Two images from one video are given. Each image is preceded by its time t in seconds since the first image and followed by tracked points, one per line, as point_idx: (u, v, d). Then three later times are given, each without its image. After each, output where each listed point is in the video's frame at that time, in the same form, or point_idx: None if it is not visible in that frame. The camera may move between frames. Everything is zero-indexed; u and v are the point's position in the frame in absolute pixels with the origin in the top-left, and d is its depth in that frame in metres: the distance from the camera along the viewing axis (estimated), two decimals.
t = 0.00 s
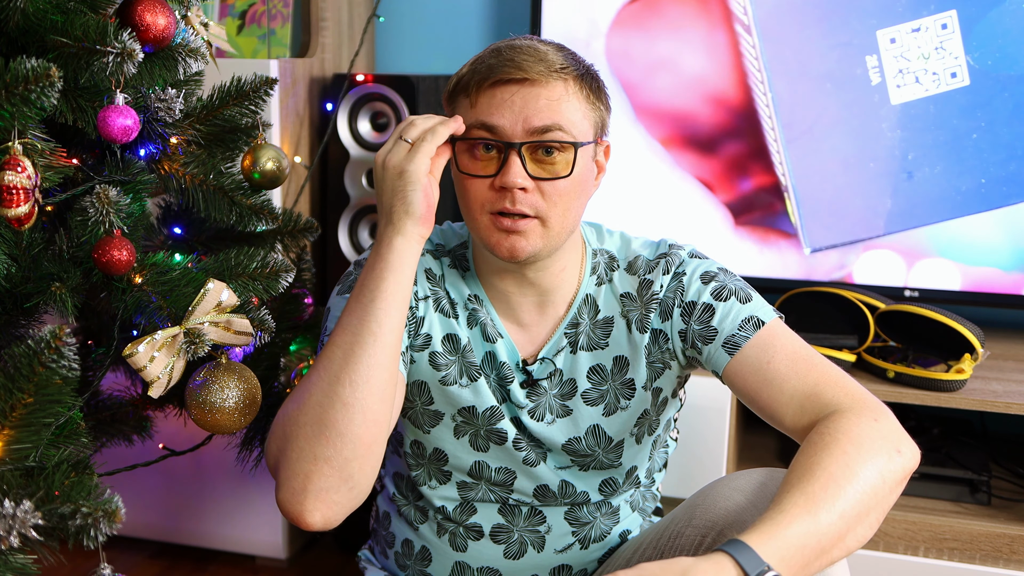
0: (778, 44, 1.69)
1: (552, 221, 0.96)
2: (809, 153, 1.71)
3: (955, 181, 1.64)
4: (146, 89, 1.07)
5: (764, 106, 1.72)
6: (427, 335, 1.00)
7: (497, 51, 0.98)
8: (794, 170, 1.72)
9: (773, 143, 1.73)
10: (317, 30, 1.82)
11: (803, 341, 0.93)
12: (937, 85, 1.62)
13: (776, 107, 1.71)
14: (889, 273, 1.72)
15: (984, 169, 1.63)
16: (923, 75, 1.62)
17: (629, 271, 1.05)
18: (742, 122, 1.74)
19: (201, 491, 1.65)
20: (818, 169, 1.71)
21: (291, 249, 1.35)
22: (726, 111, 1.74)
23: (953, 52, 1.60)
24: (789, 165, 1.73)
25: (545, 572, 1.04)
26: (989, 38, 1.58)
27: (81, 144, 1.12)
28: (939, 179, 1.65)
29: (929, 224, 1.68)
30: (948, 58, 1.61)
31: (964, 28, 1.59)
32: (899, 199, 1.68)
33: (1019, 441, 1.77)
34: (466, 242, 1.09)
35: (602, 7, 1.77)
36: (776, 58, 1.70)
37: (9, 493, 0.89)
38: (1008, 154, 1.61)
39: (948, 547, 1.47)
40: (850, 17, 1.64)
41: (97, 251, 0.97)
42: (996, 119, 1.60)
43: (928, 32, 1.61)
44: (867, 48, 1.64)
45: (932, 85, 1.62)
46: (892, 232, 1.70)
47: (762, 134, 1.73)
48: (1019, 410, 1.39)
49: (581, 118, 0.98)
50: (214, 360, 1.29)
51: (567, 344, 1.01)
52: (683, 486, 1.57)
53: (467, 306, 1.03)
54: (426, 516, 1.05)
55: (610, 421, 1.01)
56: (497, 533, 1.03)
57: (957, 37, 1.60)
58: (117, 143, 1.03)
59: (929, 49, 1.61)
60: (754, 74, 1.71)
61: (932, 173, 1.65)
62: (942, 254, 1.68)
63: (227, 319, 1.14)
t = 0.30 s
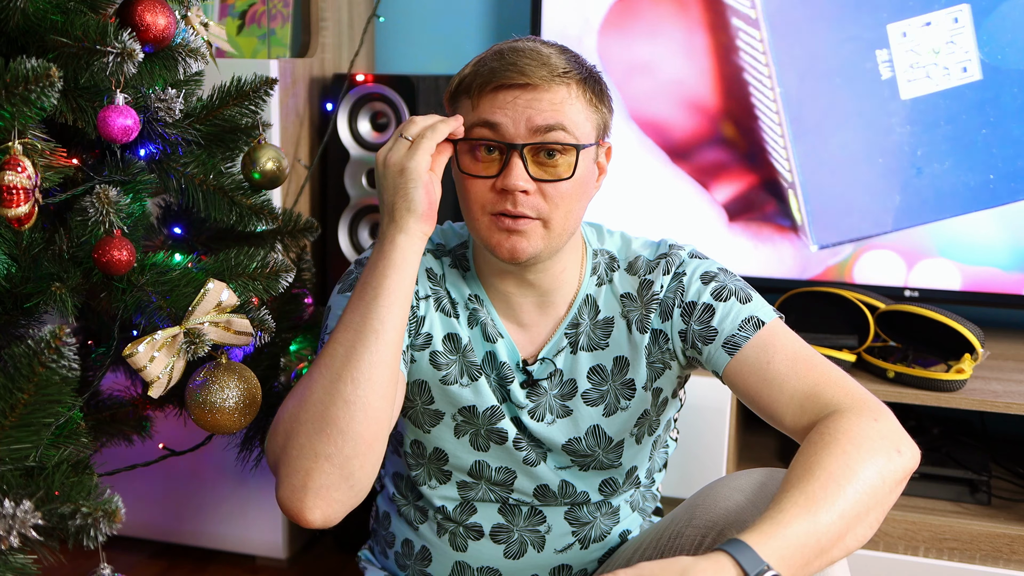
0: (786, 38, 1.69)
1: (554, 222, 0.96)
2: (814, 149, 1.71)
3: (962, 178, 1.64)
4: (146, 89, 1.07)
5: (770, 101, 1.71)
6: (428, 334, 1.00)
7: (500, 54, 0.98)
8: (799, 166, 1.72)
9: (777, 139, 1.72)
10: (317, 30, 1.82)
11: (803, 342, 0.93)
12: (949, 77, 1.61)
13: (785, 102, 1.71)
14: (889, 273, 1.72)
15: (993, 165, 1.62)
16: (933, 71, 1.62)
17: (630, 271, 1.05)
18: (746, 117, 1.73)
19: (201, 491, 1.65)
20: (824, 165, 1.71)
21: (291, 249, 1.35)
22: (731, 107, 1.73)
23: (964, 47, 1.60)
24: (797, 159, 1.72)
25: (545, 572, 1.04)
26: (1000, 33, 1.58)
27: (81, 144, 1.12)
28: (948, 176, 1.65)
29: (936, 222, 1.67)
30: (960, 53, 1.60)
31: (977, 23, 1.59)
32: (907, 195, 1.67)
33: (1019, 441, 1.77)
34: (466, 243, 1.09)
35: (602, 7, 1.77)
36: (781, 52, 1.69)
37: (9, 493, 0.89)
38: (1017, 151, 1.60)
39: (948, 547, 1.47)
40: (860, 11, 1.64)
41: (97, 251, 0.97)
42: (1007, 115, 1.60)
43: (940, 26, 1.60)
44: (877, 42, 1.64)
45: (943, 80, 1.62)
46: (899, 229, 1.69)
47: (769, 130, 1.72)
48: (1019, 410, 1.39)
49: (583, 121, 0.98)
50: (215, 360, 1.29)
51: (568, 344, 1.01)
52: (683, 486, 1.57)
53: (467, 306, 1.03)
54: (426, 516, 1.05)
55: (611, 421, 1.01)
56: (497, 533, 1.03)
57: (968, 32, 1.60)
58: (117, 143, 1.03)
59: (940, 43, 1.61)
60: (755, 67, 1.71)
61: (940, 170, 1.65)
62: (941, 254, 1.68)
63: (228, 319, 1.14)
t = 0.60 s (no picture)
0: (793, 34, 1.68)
1: (564, 234, 0.97)
2: (866, 139, 1.68)
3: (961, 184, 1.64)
4: (146, 89, 1.07)
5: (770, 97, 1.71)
6: (426, 339, 1.00)
7: (513, 63, 0.97)
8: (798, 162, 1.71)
9: (803, 129, 1.70)
10: (317, 30, 1.82)
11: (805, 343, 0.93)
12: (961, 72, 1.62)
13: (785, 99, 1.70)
14: (889, 272, 1.71)
15: None
16: (1001, 62, 1.60)
17: (632, 271, 1.05)
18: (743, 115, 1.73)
19: (201, 490, 1.65)
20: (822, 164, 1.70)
21: (291, 250, 1.35)
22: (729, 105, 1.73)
23: None
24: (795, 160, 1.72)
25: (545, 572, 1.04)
26: None
27: (81, 144, 1.12)
28: (937, 180, 1.66)
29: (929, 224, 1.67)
30: None
31: None
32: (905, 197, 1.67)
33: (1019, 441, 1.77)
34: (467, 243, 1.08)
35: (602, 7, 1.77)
36: (788, 45, 1.68)
37: (9, 493, 0.89)
38: None
39: (948, 547, 1.47)
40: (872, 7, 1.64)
41: (97, 251, 0.97)
42: None
43: (1010, 16, 1.58)
44: (888, 42, 1.64)
45: (1011, 71, 1.59)
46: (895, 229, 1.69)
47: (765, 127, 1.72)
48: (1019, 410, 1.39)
49: (595, 133, 0.98)
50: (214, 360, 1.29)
51: (570, 344, 1.01)
52: (683, 486, 1.57)
53: (468, 308, 1.03)
54: (427, 516, 1.05)
55: (613, 420, 1.01)
56: (497, 533, 1.03)
57: None
58: (117, 143, 1.03)
59: (1008, 34, 1.59)
60: (759, 60, 1.70)
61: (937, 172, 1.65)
62: (942, 254, 1.68)
63: (228, 319, 1.14)
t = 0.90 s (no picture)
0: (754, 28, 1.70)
1: (575, 232, 0.97)
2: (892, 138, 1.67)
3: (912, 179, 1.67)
4: (146, 89, 1.07)
5: (727, 90, 1.73)
6: (420, 358, 1.01)
7: (523, 61, 0.97)
8: (787, 159, 1.72)
9: (827, 131, 1.69)
10: (317, 30, 1.82)
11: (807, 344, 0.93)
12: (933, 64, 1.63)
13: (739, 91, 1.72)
14: (889, 272, 1.71)
15: None
16: None
17: (632, 271, 1.05)
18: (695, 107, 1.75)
19: (201, 490, 1.65)
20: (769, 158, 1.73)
21: (291, 250, 1.35)
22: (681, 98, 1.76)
23: None
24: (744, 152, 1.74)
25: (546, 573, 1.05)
26: None
27: (81, 144, 1.12)
28: (971, 176, 1.64)
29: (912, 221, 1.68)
30: None
31: None
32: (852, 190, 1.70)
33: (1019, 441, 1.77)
34: (466, 246, 1.07)
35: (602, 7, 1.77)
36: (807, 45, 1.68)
37: (9, 493, 0.89)
38: None
39: (948, 547, 1.47)
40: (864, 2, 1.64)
41: (97, 251, 0.97)
42: None
43: None
44: (849, 33, 1.66)
45: None
46: (848, 220, 1.72)
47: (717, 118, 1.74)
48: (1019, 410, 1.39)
49: (603, 129, 0.98)
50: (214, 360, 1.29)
51: (572, 345, 1.01)
52: (683, 486, 1.57)
53: (466, 315, 1.02)
54: (427, 518, 1.05)
55: (615, 421, 1.01)
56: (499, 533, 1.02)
57: None
58: (117, 143, 1.03)
59: None
60: (771, 60, 1.70)
61: (889, 162, 1.68)
62: (942, 254, 1.68)
63: (228, 319, 1.13)
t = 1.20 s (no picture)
0: (740, 26, 1.70)
1: (571, 225, 0.97)
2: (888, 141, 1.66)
3: (923, 155, 1.65)
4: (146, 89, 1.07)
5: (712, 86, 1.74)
6: (419, 368, 1.00)
7: (509, 57, 0.97)
8: (785, 162, 1.73)
9: (824, 134, 1.70)
10: (317, 30, 1.82)
11: (803, 341, 0.93)
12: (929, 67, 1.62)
13: (743, 68, 1.72)
14: (891, 272, 1.71)
15: None
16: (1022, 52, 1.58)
17: (629, 270, 1.05)
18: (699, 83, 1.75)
19: (201, 490, 1.65)
20: (771, 137, 1.72)
21: (291, 250, 1.35)
22: (685, 74, 1.75)
23: None
24: (746, 131, 1.74)
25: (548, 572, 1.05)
26: None
27: (81, 144, 1.12)
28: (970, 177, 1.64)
29: (912, 221, 1.68)
30: None
31: None
32: (857, 168, 1.69)
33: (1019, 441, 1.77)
34: (461, 250, 1.07)
35: (602, 7, 1.77)
36: (802, 50, 1.68)
37: (9, 493, 0.89)
38: None
39: (948, 546, 1.47)
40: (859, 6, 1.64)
41: (97, 251, 0.97)
42: None
43: None
44: (844, 37, 1.65)
45: None
46: (848, 221, 1.72)
47: (724, 95, 1.74)
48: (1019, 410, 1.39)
49: (593, 120, 0.98)
50: (214, 360, 1.29)
51: (571, 345, 1.01)
52: (683, 486, 1.57)
53: (463, 320, 1.02)
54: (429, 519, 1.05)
55: (615, 421, 1.01)
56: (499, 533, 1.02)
57: None
58: (117, 143, 1.03)
59: None
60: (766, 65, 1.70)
61: (887, 164, 1.67)
62: (942, 254, 1.68)
63: (228, 319, 1.13)
